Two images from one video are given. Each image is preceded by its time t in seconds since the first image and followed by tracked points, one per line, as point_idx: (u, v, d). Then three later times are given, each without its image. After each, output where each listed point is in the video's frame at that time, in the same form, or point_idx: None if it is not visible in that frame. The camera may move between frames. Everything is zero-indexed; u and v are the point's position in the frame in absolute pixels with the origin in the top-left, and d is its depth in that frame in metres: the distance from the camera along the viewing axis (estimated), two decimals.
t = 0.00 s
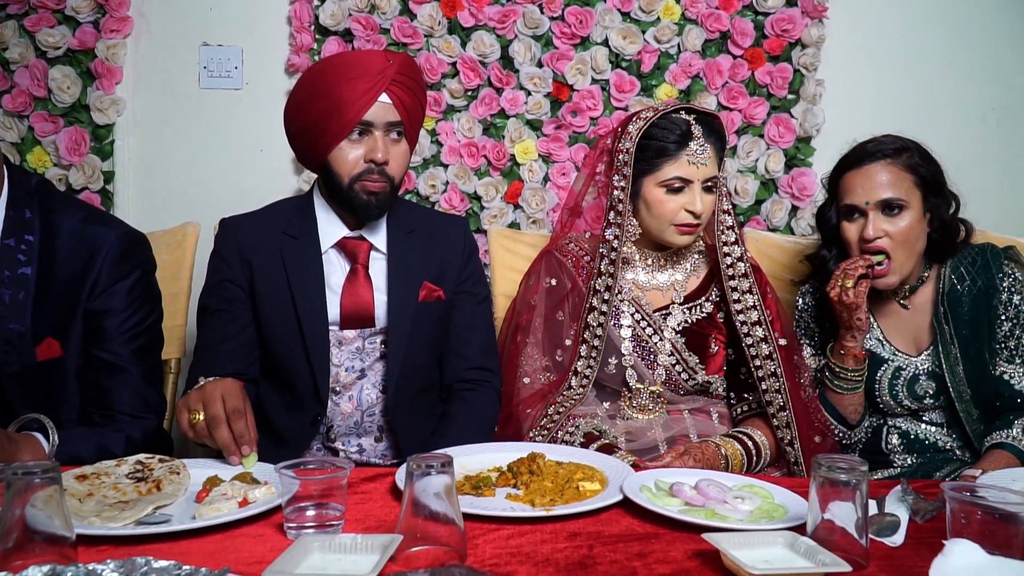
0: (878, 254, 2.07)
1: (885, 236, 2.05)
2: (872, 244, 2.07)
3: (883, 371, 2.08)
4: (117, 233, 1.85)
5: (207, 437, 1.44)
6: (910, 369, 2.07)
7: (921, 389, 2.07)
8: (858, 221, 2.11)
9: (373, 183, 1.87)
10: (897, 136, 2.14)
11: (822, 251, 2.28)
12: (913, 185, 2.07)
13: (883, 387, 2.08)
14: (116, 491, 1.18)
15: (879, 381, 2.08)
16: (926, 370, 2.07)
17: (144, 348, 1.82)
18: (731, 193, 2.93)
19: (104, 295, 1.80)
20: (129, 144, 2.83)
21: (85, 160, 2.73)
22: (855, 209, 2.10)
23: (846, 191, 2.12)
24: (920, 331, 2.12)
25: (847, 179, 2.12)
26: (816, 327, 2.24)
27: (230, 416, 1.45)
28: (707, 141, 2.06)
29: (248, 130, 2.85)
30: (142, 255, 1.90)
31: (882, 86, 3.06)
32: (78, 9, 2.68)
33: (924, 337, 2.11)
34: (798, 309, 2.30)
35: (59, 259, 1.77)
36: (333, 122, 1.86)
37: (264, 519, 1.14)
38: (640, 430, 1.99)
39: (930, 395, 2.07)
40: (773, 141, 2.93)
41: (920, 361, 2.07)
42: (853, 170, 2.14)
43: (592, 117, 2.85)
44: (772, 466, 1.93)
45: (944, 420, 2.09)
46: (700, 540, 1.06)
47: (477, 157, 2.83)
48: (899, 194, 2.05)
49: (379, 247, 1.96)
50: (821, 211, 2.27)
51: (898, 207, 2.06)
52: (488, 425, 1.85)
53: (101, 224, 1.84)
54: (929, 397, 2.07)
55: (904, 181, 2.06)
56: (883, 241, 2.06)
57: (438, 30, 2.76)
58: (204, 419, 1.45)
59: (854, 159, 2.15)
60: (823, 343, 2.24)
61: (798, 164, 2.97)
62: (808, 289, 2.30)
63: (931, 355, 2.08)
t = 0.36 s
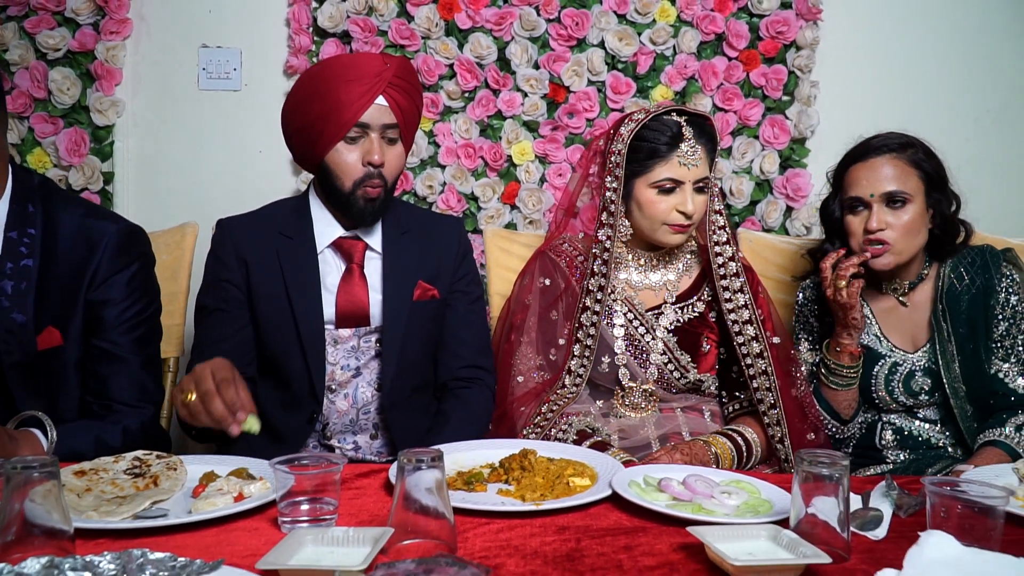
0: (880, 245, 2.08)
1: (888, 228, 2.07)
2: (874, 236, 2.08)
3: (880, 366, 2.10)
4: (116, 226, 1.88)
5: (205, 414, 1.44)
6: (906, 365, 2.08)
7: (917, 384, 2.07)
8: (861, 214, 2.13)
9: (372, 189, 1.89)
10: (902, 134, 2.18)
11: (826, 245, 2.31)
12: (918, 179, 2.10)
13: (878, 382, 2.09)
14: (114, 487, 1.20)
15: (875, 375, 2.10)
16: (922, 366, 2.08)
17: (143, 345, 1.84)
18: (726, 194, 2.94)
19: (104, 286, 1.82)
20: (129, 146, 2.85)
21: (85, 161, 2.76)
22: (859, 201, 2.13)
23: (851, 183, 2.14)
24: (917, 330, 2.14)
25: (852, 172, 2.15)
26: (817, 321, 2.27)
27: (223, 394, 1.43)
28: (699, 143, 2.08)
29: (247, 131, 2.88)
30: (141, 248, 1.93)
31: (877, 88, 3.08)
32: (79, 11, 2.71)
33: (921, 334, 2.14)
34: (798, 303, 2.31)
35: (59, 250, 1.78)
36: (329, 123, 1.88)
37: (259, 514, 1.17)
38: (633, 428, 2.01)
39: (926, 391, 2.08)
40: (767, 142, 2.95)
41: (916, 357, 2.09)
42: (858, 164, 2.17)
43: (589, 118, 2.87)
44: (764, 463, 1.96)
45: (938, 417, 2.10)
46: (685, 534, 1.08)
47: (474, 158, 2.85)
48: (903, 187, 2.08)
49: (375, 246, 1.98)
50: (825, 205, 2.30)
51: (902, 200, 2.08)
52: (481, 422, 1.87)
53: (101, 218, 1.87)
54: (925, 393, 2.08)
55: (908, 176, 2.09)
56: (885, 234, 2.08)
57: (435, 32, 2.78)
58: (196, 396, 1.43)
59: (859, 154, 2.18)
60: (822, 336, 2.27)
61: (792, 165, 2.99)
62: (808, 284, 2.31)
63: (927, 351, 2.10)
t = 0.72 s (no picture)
0: (895, 238, 2.09)
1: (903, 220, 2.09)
2: (889, 227, 2.10)
3: (876, 362, 2.12)
4: (115, 218, 1.89)
5: (312, 267, 1.61)
6: (903, 360, 2.11)
7: (913, 379, 2.10)
8: (876, 206, 2.14)
9: (357, 183, 1.93)
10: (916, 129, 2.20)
11: (835, 239, 2.30)
12: (932, 173, 2.12)
13: (875, 376, 2.12)
14: (111, 483, 1.22)
15: (871, 371, 2.12)
16: (919, 361, 2.10)
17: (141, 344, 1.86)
18: (722, 194, 2.96)
19: (103, 275, 1.84)
20: (127, 146, 2.87)
21: (83, 161, 2.78)
22: (876, 192, 2.14)
23: (868, 174, 2.15)
24: (919, 326, 2.15)
25: (869, 163, 2.16)
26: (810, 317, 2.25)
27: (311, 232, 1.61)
28: (690, 145, 2.09)
29: (244, 132, 2.89)
30: (138, 240, 1.93)
31: (871, 89, 3.10)
32: (77, 12, 2.73)
33: (921, 329, 2.15)
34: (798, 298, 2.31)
35: (59, 244, 1.81)
36: (316, 124, 1.90)
37: (254, 509, 1.19)
38: (626, 426, 2.03)
39: (922, 386, 2.10)
40: (762, 143, 2.96)
41: (913, 352, 2.11)
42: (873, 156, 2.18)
43: (585, 119, 2.89)
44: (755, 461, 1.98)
45: (933, 415, 2.12)
46: (672, 528, 1.10)
47: (471, 159, 2.86)
48: (920, 180, 2.10)
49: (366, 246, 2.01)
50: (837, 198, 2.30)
51: (916, 194, 2.10)
52: (474, 419, 1.89)
53: (100, 211, 1.89)
54: (920, 388, 2.10)
55: (924, 170, 2.11)
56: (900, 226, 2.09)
57: (432, 33, 2.80)
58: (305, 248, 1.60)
59: (876, 146, 2.19)
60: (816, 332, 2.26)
61: (787, 166, 3.00)
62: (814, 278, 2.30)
63: (927, 346, 2.12)
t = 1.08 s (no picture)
0: (954, 227, 2.10)
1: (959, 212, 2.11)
2: (948, 218, 2.10)
3: (880, 358, 2.13)
4: (102, 212, 1.90)
5: (325, 218, 1.82)
6: (907, 357, 2.12)
7: (915, 377, 2.11)
8: (926, 198, 2.14)
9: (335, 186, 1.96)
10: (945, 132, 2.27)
11: (873, 237, 2.24)
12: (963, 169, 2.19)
13: (878, 372, 2.13)
14: (107, 481, 1.24)
15: (875, 365, 2.13)
16: (922, 359, 2.12)
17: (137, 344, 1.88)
18: (716, 196, 2.97)
19: (93, 267, 1.85)
20: (125, 147, 2.89)
21: (81, 161, 2.79)
22: (926, 184, 2.14)
23: (917, 166, 2.16)
24: (925, 327, 2.17)
25: (923, 155, 2.16)
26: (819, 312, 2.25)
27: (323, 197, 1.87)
28: (680, 147, 2.12)
29: (239, 131, 2.91)
30: (127, 235, 1.94)
31: (865, 92, 3.12)
32: (75, 12, 2.74)
33: (927, 327, 2.16)
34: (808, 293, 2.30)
35: (49, 238, 1.82)
36: (300, 128, 1.93)
37: (249, 506, 1.20)
38: (619, 426, 2.05)
39: (923, 383, 2.11)
40: (756, 145, 2.98)
41: (918, 349, 2.12)
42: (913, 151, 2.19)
43: (580, 121, 2.91)
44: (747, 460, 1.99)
45: (931, 414, 2.13)
46: (660, 526, 1.12)
47: (467, 160, 2.87)
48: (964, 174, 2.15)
49: (359, 245, 2.04)
50: (866, 189, 2.26)
51: (964, 190, 2.15)
52: (468, 418, 1.91)
53: (89, 205, 1.90)
54: (921, 386, 2.11)
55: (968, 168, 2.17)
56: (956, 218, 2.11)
57: (429, 35, 2.82)
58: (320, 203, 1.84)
59: (918, 140, 2.20)
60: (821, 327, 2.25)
61: (781, 168, 3.02)
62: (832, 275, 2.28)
63: (931, 344, 2.13)
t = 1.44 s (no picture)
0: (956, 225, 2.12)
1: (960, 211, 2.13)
2: (951, 216, 2.12)
3: (881, 354, 2.15)
4: (88, 210, 1.92)
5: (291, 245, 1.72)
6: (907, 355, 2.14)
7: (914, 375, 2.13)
8: (929, 196, 2.15)
9: (333, 188, 1.96)
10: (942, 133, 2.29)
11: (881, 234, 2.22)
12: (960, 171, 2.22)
13: (877, 371, 2.14)
14: (100, 476, 1.24)
15: (876, 362, 2.15)
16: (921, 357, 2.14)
17: (129, 341, 1.88)
18: (709, 195, 2.98)
19: (79, 264, 1.86)
20: (118, 144, 2.89)
21: (74, 158, 2.79)
22: (930, 183, 2.15)
23: (925, 164, 2.16)
24: (921, 326, 2.18)
25: (927, 154, 2.17)
26: (828, 311, 2.23)
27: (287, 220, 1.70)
28: (664, 144, 2.13)
29: (233, 130, 2.91)
30: (112, 231, 1.96)
31: (857, 92, 3.13)
32: (68, 10, 2.74)
33: (924, 327, 2.18)
34: (815, 292, 2.27)
35: (34, 234, 1.83)
36: (292, 129, 1.94)
37: (240, 500, 1.21)
38: (610, 423, 2.07)
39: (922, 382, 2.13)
40: (749, 145, 2.99)
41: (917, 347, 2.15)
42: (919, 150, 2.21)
43: (573, 120, 2.92)
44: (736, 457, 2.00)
45: (925, 410, 2.14)
46: (646, 520, 1.13)
47: (460, 158, 2.88)
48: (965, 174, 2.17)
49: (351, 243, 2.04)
50: (870, 187, 2.27)
51: (964, 190, 2.17)
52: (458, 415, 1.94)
53: (75, 203, 1.91)
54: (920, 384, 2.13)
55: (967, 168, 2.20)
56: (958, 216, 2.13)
57: (423, 34, 2.82)
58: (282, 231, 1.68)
59: (920, 140, 2.21)
60: (827, 326, 2.23)
61: (773, 167, 3.04)
62: (836, 273, 2.27)
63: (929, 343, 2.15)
